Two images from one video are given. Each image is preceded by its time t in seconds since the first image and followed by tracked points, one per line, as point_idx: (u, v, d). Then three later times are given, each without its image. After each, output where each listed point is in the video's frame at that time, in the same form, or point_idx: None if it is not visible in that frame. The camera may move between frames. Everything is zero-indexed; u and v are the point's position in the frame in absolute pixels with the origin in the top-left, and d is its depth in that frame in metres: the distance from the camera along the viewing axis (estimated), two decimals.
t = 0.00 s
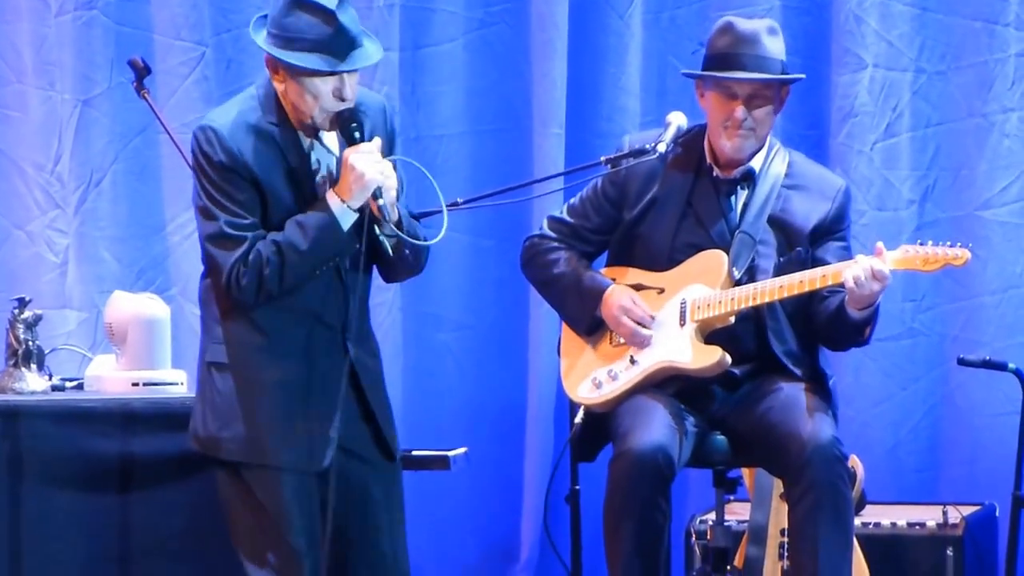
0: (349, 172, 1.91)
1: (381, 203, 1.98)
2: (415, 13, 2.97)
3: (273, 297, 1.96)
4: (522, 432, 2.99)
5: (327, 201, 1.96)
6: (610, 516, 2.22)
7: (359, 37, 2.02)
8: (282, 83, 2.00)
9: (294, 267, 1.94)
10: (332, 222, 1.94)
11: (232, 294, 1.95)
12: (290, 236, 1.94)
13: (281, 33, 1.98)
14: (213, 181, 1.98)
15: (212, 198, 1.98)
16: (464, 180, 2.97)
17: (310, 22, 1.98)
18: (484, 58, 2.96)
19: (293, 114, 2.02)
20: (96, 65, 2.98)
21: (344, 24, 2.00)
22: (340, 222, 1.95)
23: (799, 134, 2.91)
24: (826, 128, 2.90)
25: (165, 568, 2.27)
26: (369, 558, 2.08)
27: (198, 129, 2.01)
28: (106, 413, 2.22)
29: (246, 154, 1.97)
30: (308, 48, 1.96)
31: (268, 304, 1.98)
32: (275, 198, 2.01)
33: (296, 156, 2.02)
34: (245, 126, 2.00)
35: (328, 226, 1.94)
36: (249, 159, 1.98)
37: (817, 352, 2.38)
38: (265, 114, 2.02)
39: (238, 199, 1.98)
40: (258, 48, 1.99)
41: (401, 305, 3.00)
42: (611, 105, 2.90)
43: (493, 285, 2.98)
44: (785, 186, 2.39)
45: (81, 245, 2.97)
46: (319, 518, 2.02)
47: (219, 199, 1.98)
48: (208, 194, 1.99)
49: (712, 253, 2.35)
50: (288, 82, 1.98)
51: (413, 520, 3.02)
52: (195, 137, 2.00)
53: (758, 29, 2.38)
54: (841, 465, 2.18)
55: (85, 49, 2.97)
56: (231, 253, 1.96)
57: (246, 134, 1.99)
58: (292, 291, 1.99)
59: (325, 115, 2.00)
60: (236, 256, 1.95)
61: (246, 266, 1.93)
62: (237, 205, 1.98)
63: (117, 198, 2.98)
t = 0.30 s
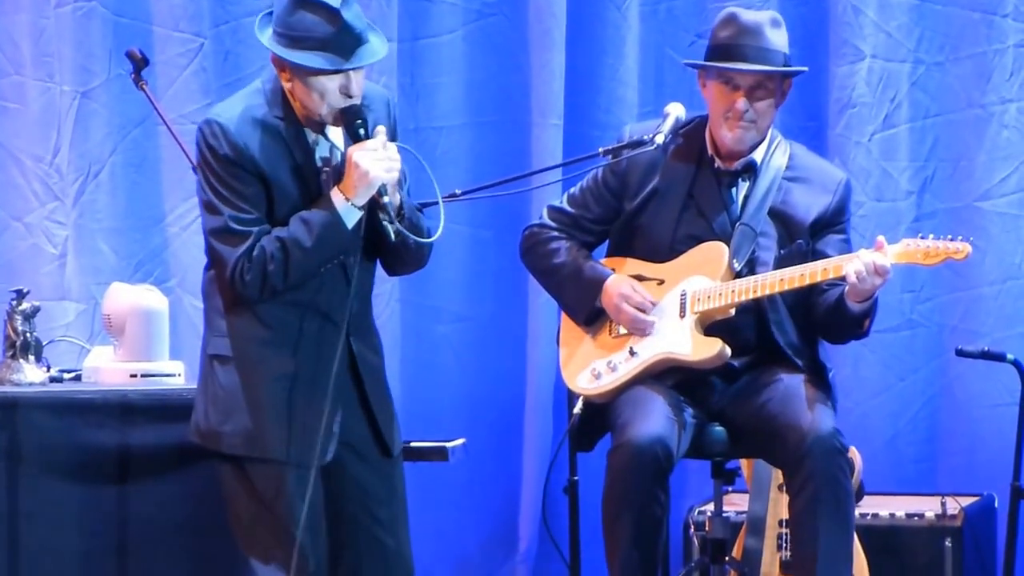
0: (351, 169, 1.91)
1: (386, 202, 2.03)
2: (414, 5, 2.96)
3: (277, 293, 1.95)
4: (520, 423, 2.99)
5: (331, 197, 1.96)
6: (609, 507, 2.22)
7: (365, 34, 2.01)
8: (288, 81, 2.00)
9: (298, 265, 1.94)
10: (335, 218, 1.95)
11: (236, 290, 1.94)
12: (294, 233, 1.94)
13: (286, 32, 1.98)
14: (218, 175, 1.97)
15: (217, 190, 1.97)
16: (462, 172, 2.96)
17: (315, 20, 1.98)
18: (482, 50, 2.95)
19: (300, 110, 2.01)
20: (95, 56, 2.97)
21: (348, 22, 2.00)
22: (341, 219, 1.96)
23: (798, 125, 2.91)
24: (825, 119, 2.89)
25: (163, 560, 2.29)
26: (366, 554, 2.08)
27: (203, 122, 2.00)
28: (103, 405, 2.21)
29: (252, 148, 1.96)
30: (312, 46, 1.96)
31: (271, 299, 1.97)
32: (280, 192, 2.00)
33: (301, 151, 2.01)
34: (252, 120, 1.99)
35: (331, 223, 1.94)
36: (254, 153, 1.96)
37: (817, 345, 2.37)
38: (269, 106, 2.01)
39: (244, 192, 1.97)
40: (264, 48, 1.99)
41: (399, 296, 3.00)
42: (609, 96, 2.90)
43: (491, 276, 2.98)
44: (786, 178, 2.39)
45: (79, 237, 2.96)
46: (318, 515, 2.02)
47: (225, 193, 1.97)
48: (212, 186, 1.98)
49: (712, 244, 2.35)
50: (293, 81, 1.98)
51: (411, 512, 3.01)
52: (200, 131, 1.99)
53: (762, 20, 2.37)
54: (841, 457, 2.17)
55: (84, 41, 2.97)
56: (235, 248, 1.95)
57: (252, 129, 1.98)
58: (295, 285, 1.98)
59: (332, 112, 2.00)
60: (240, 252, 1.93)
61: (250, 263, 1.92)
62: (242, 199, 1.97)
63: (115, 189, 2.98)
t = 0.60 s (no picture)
0: (361, 164, 1.91)
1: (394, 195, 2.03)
2: None
3: (286, 289, 1.95)
4: (519, 418, 2.99)
5: (339, 192, 1.96)
6: (608, 501, 2.22)
7: (370, 30, 2.00)
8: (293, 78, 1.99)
9: (308, 260, 1.93)
10: (344, 215, 1.94)
11: (246, 286, 1.93)
12: (304, 229, 1.93)
13: (291, 29, 1.97)
14: (226, 171, 1.96)
15: (225, 186, 1.96)
16: (462, 166, 2.96)
17: (320, 17, 1.97)
18: (481, 43, 2.95)
19: (306, 105, 2.01)
20: (93, 50, 2.97)
21: (354, 18, 1.99)
22: (353, 215, 1.95)
23: (798, 119, 2.89)
24: (824, 113, 2.88)
25: (163, 550, 2.29)
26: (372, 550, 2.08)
27: (210, 117, 2.00)
28: (102, 399, 2.21)
29: (259, 143, 1.96)
30: (318, 43, 1.95)
31: (281, 295, 1.96)
32: (288, 187, 2.00)
33: (307, 148, 2.01)
34: (259, 116, 1.99)
35: (340, 219, 1.93)
36: (262, 148, 1.96)
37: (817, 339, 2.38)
38: (275, 103, 2.01)
39: (252, 188, 1.96)
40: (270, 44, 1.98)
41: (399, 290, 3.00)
42: (608, 89, 2.89)
43: (491, 271, 2.98)
44: (787, 172, 2.39)
45: (78, 231, 2.96)
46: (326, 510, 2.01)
47: (232, 188, 1.96)
48: (220, 182, 1.97)
49: (712, 238, 2.34)
50: (299, 78, 1.98)
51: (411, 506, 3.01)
52: (207, 127, 1.98)
53: (764, 16, 2.37)
54: (838, 450, 2.17)
55: (83, 35, 2.97)
56: (245, 244, 1.94)
57: (259, 124, 1.98)
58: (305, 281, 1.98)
59: (339, 108, 1.99)
60: (250, 248, 1.92)
61: (260, 260, 1.91)
62: (250, 195, 1.96)
63: (114, 183, 2.97)
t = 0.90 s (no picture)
0: (370, 167, 1.91)
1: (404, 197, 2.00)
2: None
3: (297, 292, 1.94)
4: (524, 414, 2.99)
5: (350, 196, 1.94)
6: (613, 499, 2.21)
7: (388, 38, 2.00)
8: (307, 73, 1.98)
9: (319, 264, 1.92)
10: (355, 219, 1.93)
11: (257, 291, 1.92)
12: (313, 233, 1.92)
13: (311, 23, 1.96)
14: (233, 177, 1.95)
15: (232, 192, 1.96)
16: (466, 163, 2.96)
17: (342, 16, 1.97)
18: (486, 40, 2.95)
19: (312, 107, 2.00)
20: (98, 46, 2.98)
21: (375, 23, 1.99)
22: (363, 218, 1.94)
23: (801, 115, 2.90)
24: (828, 109, 2.89)
25: (169, 546, 2.28)
26: (380, 550, 2.07)
27: (215, 124, 1.99)
28: (108, 396, 2.20)
29: (266, 148, 1.95)
30: (336, 41, 1.94)
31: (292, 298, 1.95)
32: (296, 191, 1.99)
33: (314, 149, 2.00)
34: (264, 122, 1.98)
35: (350, 223, 1.93)
36: (269, 153, 1.95)
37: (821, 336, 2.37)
38: (281, 109, 2.00)
39: (259, 193, 1.95)
40: (286, 35, 1.97)
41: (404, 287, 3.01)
42: (612, 86, 2.89)
43: (496, 268, 2.98)
44: (789, 168, 2.39)
45: (84, 228, 2.97)
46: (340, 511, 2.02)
47: (240, 194, 1.95)
48: (227, 189, 1.96)
49: (715, 235, 2.34)
50: (313, 73, 1.96)
51: (416, 502, 3.02)
52: (212, 133, 1.97)
53: (769, 9, 2.37)
54: (843, 446, 2.16)
55: (89, 32, 2.98)
56: (254, 250, 1.93)
57: (265, 129, 1.97)
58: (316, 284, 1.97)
59: (345, 111, 1.97)
60: (260, 254, 1.92)
61: (270, 266, 1.90)
62: (258, 201, 1.95)
63: (120, 180, 2.98)
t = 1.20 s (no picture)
0: (392, 172, 1.90)
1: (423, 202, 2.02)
2: None
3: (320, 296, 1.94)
4: (535, 413, 2.99)
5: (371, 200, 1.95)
6: (623, 499, 2.21)
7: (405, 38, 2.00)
8: (325, 78, 1.97)
9: (342, 269, 1.92)
10: (378, 223, 1.93)
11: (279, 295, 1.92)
12: (336, 238, 1.92)
13: (329, 28, 1.95)
14: (251, 180, 1.94)
15: (249, 196, 1.94)
16: (478, 162, 2.96)
17: (360, 19, 1.95)
18: (497, 39, 2.96)
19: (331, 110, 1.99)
20: (111, 46, 2.99)
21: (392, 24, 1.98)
22: (385, 223, 1.94)
23: (812, 114, 2.89)
24: (838, 107, 2.87)
25: (178, 546, 2.28)
26: (391, 552, 2.06)
27: (230, 127, 1.97)
28: (119, 395, 2.21)
29: (283, 151, 1.94)
30: (357, 45, 1.94)
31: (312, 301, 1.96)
32: (314, 194, 1.98)
33: (330, 153, 1.99)
34: (280, 125, 1.96)
35: (375, 228, 1.93)
36: (287, 156, 1.94)
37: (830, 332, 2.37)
38: (297, 112, 1.99)
39: (278, 196, 1.94)
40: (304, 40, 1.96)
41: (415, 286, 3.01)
42: (622, 85, 2.89)
43: (506, 266, 2.98)
44: (798, 165, 2.38)
45: (97, 227, 2.98)
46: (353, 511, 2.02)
47: (259, 197, 1.94)
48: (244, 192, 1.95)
49: (725, 233, 2.33)
50: (333, 78, 1.95)
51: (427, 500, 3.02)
52: (228, 136, 1.96)
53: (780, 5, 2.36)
54: (853, 442, 2.16)
55: (101, 31, 2.99)
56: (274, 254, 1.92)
57: (281, 132, 1.96)
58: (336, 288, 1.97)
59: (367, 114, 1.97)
60: (282, 260, 1.91)
61: (294, 271, 1.90)
62: (277, 203, 1.95)
63: (133, 178, 2.99)
